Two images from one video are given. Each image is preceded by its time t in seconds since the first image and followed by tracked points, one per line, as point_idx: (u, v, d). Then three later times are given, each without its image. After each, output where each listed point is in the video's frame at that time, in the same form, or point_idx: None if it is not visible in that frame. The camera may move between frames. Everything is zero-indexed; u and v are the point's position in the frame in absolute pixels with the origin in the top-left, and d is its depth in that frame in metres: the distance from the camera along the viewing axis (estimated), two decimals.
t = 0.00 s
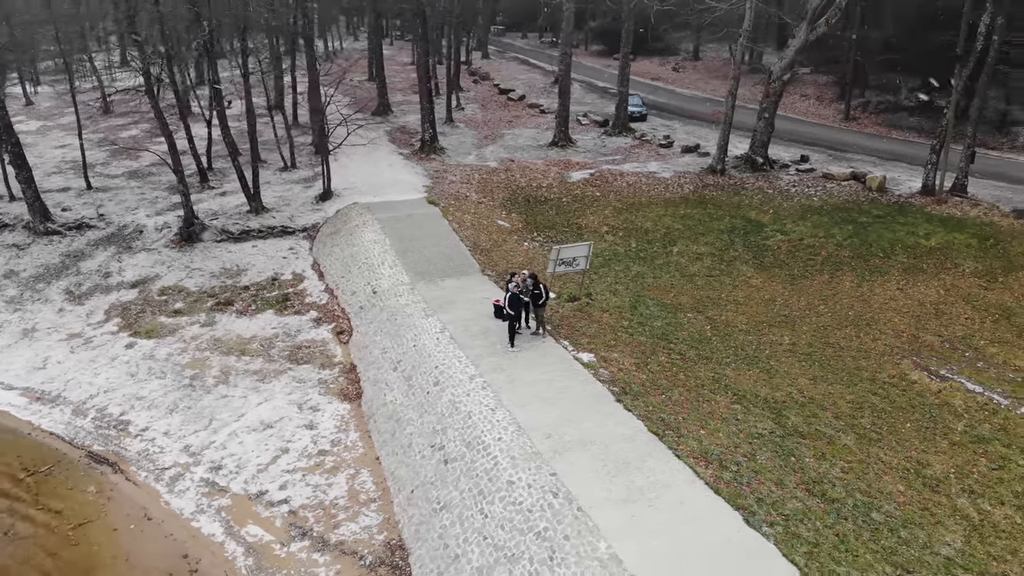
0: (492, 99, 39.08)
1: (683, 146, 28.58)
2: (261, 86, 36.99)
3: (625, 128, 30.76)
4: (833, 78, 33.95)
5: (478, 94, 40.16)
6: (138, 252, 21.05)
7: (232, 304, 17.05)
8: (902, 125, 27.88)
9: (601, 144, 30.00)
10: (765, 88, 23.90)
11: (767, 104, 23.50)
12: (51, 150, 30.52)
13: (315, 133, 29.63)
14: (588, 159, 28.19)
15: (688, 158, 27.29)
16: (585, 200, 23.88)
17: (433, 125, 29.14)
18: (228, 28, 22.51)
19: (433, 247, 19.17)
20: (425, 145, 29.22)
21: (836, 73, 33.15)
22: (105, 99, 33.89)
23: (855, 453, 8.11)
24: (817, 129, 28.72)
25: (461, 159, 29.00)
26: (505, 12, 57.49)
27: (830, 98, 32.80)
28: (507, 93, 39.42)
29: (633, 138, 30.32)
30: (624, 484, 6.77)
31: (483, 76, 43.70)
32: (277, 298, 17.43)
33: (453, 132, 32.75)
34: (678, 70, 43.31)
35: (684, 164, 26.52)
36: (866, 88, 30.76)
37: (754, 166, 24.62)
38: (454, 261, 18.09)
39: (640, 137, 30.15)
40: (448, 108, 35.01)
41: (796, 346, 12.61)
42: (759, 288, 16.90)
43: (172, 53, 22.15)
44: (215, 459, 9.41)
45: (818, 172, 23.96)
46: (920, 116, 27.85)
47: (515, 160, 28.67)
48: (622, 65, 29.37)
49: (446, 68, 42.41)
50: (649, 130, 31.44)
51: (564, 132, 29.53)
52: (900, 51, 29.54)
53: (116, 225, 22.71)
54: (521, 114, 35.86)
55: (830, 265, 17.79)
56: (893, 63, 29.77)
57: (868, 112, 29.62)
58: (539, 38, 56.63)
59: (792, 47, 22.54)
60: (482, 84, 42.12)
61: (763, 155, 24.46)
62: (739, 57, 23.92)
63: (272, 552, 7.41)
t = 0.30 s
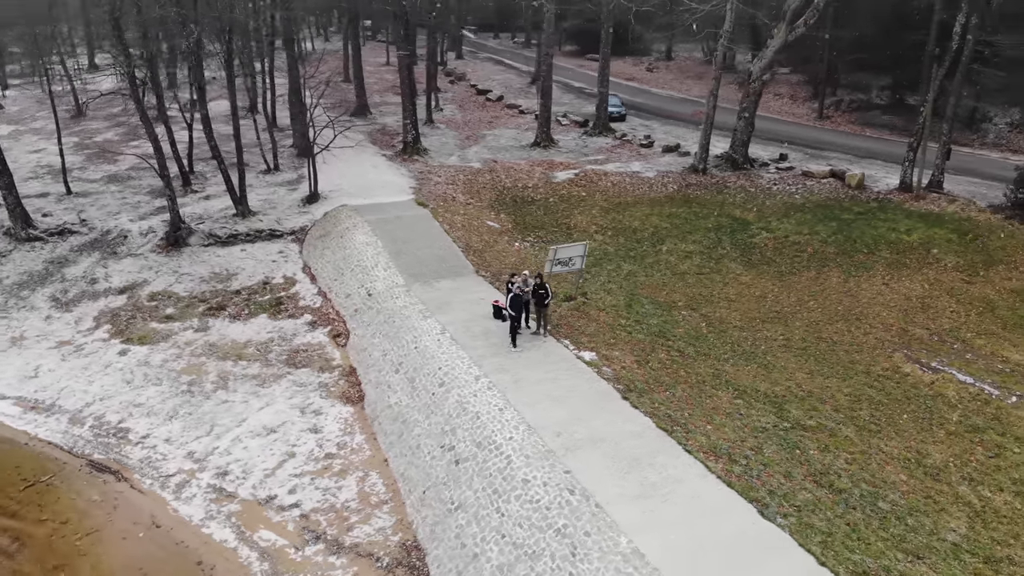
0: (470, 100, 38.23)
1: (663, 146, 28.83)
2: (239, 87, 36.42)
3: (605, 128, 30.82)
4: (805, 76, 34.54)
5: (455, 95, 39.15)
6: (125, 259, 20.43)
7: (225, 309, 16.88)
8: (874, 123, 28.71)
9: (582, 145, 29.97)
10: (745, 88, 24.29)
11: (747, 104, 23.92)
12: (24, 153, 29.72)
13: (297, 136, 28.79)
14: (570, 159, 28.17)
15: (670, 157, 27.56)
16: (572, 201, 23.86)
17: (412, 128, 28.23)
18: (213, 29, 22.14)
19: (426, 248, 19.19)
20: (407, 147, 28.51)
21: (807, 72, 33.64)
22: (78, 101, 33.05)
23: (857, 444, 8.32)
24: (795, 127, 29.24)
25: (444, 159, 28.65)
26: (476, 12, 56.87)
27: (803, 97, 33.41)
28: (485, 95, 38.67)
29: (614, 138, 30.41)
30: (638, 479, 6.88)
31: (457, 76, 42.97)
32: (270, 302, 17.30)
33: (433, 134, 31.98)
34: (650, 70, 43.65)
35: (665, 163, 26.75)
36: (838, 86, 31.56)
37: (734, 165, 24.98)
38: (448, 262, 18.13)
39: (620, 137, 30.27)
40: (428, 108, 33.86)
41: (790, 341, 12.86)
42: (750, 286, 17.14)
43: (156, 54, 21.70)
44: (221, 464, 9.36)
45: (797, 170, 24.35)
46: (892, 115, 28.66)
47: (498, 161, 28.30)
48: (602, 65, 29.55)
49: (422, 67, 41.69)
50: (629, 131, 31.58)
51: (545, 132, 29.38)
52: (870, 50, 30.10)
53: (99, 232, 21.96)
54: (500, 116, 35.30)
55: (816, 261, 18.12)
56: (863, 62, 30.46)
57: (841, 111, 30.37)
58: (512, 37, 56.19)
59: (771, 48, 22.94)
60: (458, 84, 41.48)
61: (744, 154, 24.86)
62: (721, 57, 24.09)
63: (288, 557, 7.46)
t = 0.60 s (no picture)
0: (447, 100, 37.69)
1: (644, 145, 29.06)
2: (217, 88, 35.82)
3: (586, 128, 30.89)
4: (777, 76, 35.06)
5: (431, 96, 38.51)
6: (111, 264, 19.68)
7: (218, 314, 16.72)
8: (846, 121, 29.36)
9: (564, 145, 29.86)
10: (725, 89, 24.62)
11: (727, 103, 24.24)
12: None
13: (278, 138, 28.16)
14: (553, 159, 28.07)
15: (651, 156, 27.82)
16: (558, 201, 23.73)
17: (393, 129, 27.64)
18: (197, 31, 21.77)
19: (419, 249, 19.17)
20: (389, 147, 27.92)
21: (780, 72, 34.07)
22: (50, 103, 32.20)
23: (858, 436, 8.54)
24: (770, 126, 29.73)
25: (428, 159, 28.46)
26: (446, 12, 56.02)
27: (775, 96, 34.01)
28: (463, 95, 38.13)
29: (595, 139, 30.47)
30: (652, 475, 7.05)
31: (430, 75, 42.32)
32: (263, 306, 17.17)
33: (414, 135, 31.34)
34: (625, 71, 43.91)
35: (647, 163, 26.94)
36: (810, 86, 32.30)
37: (715, 164, 25.28)
38: (442, 264, 18.14)
39: (601, 138, 30.36)
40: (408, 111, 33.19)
41: (784, 337, 13.10)
42: (740, 283, 17.37)
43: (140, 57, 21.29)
44: (228, 470, 9.32)
45: (777, 169, 24.74)
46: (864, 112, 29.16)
47: (481, 162, 27.80)
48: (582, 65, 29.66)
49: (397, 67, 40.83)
50: (609, 131, 31.70)
51: (527, 133, 29.14)
52: (841, 50, 30.75)
53: (82, 237, 21.11)
54: (479, 117, 34.93)
55: (802, 258, 18.44)
56: (835, 61, 31.13)
57: (813, 109, 31.08)
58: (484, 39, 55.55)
59: (750, 49, 23.30)
60: (435, 85, 40.95)
61: (724, 153, 25.19)
62: (702, 58, 24.28)
63: (303, 561, 7.54)
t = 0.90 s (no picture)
0: (425, 101, 37.64)
1: (625, 145, 29.29)
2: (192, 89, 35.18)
3: (566, 128, 31.03)
4: (752, 75, 35.59)
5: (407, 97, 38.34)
6: (97, 270, 19.18)
7: (211, 319, 16.53)
8: (821, 119, 29.65)
9: (545, 146, 29.95)
10: (705, 89, 24.96)
11: (707, 104, 24.57)
12: None
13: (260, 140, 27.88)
14: (536, 160, 28.15)
15: (633, 156, 28.07)
16: (545, 202, 23.77)
17: (377, 130, 27.54)
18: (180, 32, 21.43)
19: (412, 251, 19.13)
20: (371, 149, 27.74)
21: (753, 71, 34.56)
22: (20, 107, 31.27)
23: (859, 427, 8.77)
24: (750, 125, 30.10)
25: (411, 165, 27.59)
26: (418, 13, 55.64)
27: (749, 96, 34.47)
28: (440, 96, 38.12)
29: (575, 139, 30.64)
30: (666, 469, 7.23)
31: (407, 76, 42.15)
32: (256, 310, 17.00)
33: (395, 137, 31.16)
34: (598, 71, 44.11)
35: (630, 163, 27.14)
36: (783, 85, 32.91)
37: (695, 164, 25.61)
38: (436, 266, 18.13)
39: (582, 138, 30.54)
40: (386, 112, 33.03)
41: (778, 332, 13.37)
42: (730, 280, 17.60)
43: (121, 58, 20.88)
44: (235, 475, 9.29)
45: (756, 167, 25.18)
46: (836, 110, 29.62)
47: (465, 163, 27.70)
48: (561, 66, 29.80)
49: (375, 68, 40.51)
50: (589, 131, 31.84)
51: (508, 133, 29.17)
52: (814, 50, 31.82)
53: (65, 243, 20.43)
54: (459, 117, 34.93)
55: (788, 255, 18.76)
56: (808, 61, 32.34)
57: (789, 108, 31.31)
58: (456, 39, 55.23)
59: (730, 50, 23.65)
60: (411, 86, 40.68)
61: (704, 152, 25.50)
62: (683, 59, 24.55)
63: (320, 564, 7.61)
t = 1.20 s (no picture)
0: (402, 102, 37.52)
1: (606, 145, 29.51)
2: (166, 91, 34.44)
3: (546, 128, 31.13)
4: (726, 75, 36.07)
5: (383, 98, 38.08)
6: (84, 276, 18.76)
7: (204, 324, 16.35)
8: (794, 118, 30.19)
9: (527, 146, 30.04)
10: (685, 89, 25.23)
11: (688, 104, 24.85)
12: None
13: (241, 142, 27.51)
14: (520, 160, 28.24)
15: (614, 157, 28.29)
16: (532, 202, 23.87)
17: (360, 133, 27.35)
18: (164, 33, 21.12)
19: (404, 252, 19.10)
20: (353, 151, 27.55)
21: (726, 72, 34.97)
22: None
23: (859, 418, 9.04)
24: (730, 123, 30.44)
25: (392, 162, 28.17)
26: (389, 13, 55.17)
27: (723, 96, 34.85)
28: (417, 97, 38.02)
29: (556, 139, 30.81)
30: (679, 465, 7.53)
31: (383, 78, 41.84)
32: (250, 314, 16.84)
33: (375, 138, 31.05)
34: (571, 71, 44.08)
35: (612, 164, 27.32)
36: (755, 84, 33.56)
37: (677, 163, 25.90)
38: (431, 267, 18.13)
39: (563, 138, 30.72)
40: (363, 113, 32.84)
41: (772, 328, 13.64)
42: (720, 278, 17.85)
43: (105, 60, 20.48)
44: (243, 481, 9.28)
45: (736, 166, 25.56)
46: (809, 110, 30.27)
47: (449, 164, 27.70)
48: (541, 67, 29.92)
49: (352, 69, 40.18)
50: (569, 132, 31.97)
51: (491, 134, 29.22)
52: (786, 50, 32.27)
53: (48, 250, 19.99)
54: (437, 118, 34.89)
55: (775, 252, 19.07)
56: (780, 61, 32.76)
57: (762, 107, 31.80)
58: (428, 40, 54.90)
59: (710, 50, 23.99)
60: (387, 87, 40.42)
61: (684, 152, 25.84)
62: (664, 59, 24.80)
63: (337, 568, 7.71)
